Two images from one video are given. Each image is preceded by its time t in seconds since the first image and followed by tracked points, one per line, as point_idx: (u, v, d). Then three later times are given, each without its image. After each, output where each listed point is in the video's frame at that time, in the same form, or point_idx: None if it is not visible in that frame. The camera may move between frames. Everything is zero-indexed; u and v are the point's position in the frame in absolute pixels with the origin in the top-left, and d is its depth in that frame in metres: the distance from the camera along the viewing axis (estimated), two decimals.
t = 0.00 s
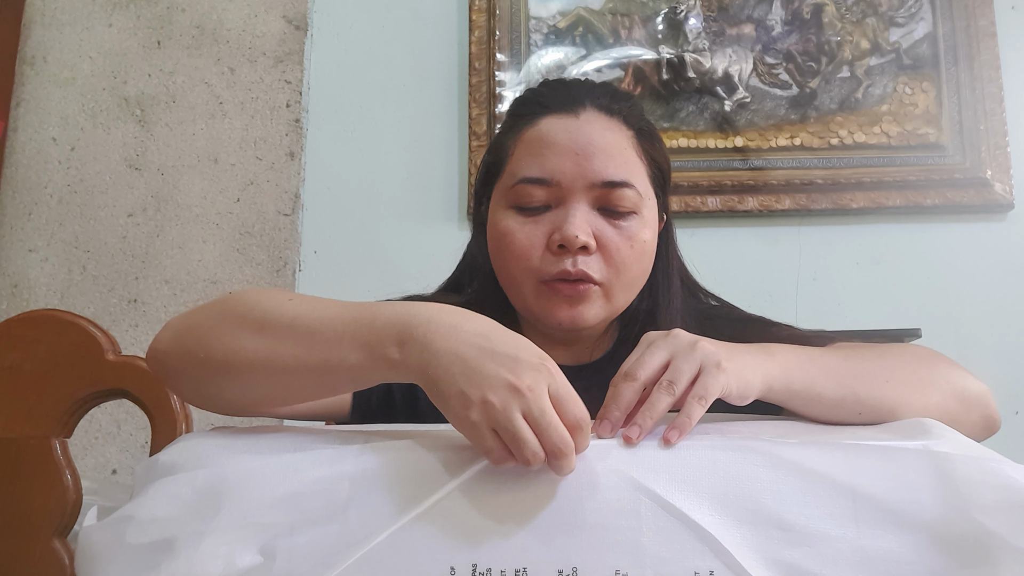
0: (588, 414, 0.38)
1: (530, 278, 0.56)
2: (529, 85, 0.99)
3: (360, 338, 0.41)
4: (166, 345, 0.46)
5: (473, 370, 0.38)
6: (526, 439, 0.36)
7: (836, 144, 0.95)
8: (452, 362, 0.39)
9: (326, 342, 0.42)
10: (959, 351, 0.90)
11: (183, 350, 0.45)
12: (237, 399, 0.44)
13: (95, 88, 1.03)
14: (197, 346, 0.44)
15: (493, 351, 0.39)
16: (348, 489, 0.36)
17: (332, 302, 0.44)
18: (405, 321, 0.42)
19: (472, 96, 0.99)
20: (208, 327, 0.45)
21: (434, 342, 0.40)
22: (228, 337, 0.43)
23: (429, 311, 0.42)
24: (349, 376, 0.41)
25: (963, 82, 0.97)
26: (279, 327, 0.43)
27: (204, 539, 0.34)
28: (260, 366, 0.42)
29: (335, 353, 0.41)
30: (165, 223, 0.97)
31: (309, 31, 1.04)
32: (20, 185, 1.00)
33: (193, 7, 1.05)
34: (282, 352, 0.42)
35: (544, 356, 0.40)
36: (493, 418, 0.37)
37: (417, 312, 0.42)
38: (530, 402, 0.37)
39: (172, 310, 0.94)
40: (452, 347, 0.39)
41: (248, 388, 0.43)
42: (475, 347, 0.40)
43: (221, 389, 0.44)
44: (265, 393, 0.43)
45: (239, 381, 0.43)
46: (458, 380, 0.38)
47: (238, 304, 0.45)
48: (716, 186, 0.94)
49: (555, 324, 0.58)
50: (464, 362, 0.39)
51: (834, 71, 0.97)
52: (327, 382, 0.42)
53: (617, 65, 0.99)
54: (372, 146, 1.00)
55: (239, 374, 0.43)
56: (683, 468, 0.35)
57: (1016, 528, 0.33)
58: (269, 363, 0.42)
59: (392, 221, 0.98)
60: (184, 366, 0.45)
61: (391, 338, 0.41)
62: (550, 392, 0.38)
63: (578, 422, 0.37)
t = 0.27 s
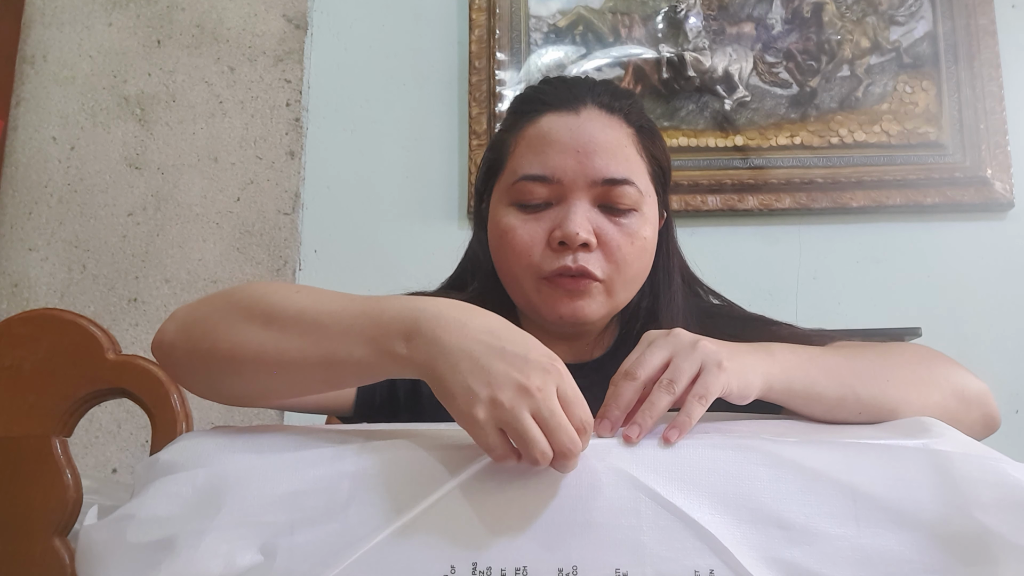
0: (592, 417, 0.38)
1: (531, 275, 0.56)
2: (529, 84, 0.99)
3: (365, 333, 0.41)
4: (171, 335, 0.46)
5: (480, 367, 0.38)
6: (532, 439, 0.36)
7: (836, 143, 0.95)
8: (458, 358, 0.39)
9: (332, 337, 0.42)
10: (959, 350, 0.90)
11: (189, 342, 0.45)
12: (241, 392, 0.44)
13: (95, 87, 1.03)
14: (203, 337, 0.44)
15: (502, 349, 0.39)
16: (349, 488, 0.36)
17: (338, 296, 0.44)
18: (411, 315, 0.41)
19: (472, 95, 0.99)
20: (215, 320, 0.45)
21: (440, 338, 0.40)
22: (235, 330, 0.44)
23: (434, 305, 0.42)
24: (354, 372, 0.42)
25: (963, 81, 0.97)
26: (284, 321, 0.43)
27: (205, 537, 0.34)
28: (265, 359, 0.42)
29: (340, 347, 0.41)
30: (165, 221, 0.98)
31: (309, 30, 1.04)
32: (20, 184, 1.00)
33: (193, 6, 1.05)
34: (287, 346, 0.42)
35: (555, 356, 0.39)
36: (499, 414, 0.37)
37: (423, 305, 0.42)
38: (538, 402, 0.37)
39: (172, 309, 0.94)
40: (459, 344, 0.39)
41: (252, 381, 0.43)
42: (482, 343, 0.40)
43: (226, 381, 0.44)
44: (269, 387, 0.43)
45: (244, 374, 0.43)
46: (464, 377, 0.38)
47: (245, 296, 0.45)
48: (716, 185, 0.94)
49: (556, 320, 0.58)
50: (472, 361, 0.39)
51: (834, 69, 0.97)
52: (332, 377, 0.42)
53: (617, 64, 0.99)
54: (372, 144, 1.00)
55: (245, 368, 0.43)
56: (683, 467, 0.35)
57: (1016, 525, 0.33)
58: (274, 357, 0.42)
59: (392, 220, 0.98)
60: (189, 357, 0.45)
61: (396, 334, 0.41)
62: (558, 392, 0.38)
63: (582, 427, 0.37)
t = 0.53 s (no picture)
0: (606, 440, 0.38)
1: (532, 275, 0.56)
2: (529, 84, 0.99)
3: (370, 344, 0.41)
4: (177, 334, 0.46)
5: (490, 395, 0.38)
6: (547, 469, 0.35)
7: (836, 143, 0.95)
8: (463, 376, 0.39)
9: (336, 350, 0.41)
10: (959, 350, 0.90)
11: (194, 340, 0.45)
12: (243, 395, 0.44)
13: (95, 87, 1.03)
14: (208, 338, 0.44)
15: (512, 372, 0.39)
16: (349, 487, 0.36)
17: (344, 307, 0.44)
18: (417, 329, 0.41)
19: (472, 94, 0.99)
20: (220, 322, 0.45)
21: (446, 353, 0.40)
22: (240, 333, 0.43)
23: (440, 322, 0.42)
24: (356, 383, 0.41)
25: (963, 80, 0.97)
26: (290, 328, 0.43)
27: (205, 537, 0.34)
28: (268, 366, 0.42)
29: (343, 357, 0.41)
30: (165, 221, 0.98)
31: (309, 29, 1.04)
32: (20, 183, 1.00)
33: (193, 5, 1.05)
34: (291, 354, 0.42)
35: (562, 382, 0.39)
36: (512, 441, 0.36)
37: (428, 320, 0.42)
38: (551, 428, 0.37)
39: (172, 308, 0.94)
40: (463, 361, 0.39)
41: (254, 385, 0.43)
42: (489, 361, 0.39)
43: (228, 383, 0.44)
44: (270, 392, 0.43)
45: (246, 378, 0.43)
46: (472, 400, 0.38)
47: (252, 299, 0.45)
48: (716, 185, 0.94)
49: (557, 321, 0.58)
50: (479, 381, 0.38)
51: (834, 69, 0.97)
52: (333, 387, 0.42)
53: (617, 64, 0.99)
54: (372, 144, 1.00)
55: (247, 372, 0.43)
56: (683, 466, 0.35)
57: (1016, 524, 0.33)
58: (276, 363, 0.42)
59: (392, 220, 0.98)
60: (194, 356, 0.45)
61: (400, 348, 0.41)
62: (571, 418, 0.37)
63: (595, 451, 0.36)
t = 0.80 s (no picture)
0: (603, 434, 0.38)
1: (534, 274, 0.56)
2: (529, 82, 0.99)
3: (367, 347, 0.41)
4: (174, 339, 0.46)
5: (487, 395, 0.37)
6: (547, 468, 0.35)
7: (836, 141, 0.95)
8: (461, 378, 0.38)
9: (335, 353, 0.41)
10: (959, 348, 0.90)
11: (193, 346, 0.45)
12: (241, 399, 0.44)
13: (95, 86, 1.03)
14: (207, 343, 0.44)
15: (507, 369, 0.38)
16: (349, 486, 0.36)
17: (342, 309, 0.44)
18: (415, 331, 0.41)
19: (472, 93, 0.99)
20: (219, 327, 0.44)
21: (445, 356, 0.39)
22: (239, 337, 0.43)
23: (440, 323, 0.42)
24: (354, 386, 0.41)
25: (963, 79, 0.97)
26: (288, 330, 0.43)
27: (205, 535, 0.34)
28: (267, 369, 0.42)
29: (341, 360, 0.41)
30: (165, 220, 0.98)
31: (309, 28, 1.04)
32: (20, 182, 1.00)
33: (193, 4, 1.05)
34: (289, 357, 0.42)
35: (557, 377, 0.39)
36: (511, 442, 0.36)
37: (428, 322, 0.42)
38: (549, 427, 0.37)
39: (172, 307, 0.94)
40: (463, 363, 0.39)
41: (252, 389, 0.43)
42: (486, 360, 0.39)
43: (227, 388, 0.44)
44: (270, 397, 0.43)
45: (245, 382, 0.43)
46: (470, 400, 0.38)
47: (251, 303, 0.45)
48: (716, 183, 0.94)
49: (559, 320, 0.58)
50: (476, 380, 0.38)
51: (834, 68, 0.97)
52: (331, 391, 0.42)
53: (617, 62, 0.99)
54: (372, 143, 1.00)
55: (245, 376, 0.43)
56: (683, 465, 0.35)
57: (1015, 523, 0.33)
58: (275, 367, 0.42)
59: (392, 219, 0.98)
60: (192, 361, 0.45)
61: (399, 353, 0.40)
62: (568, 415, 0.37)
63: (595, 447, 0.36)
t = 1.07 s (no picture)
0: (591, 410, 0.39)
1: (532, 275, 0.56)
2: (529, 82, 0.99)
3: (360, 341, 0.41)
4: (171, 343, 0.46)
5: (478, 369, 0.38)
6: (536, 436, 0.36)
7: (836, 141, 0.95)
8: (456, 372, 0.38)
9: (327, 344, 0.41)
10: (959, 348, 0.90)
11: (189, 349, 0.45)
12: (240, 398, 0.44)
13: (95, 85, 1.03)
14: (202, 345, 0.44)
15: (496, 348, 0.39)
16: (349, 485, 0.36)
17: (332, 302, 0.44)
18: (405, 323, 0.41)
19: (472, 93, 0.99)
20: (213, 328, 0.44)
21: (438, 351, 0.39)
22: (233, 337, 0.43)
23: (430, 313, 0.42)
24: (350, 380, 0.41)
25: (963, 79, 0.97)
26: (281, 327, 0.43)
27: (205, 535, 0.34)
28: (263, 366, 0.42)
29: (335, 354, 0.41)
30: (165, 220, 0.98)
31: (309, 28, 1.04)
32: (20, 182, 1.00)
33: (193, 4, 1.05)
34: (284, 353, 0.42)
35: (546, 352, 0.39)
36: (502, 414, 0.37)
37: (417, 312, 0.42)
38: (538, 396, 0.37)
39: (172, 307, 0.94)
40: (456, 358, 0.39)
41: (251, 388, 0.43)
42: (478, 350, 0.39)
43: (226, 388, 0.44)
44: (268, 395, 0.43)
45: (243, 380, 0.43)
46: (460, 376, 0.38)
47: (242, 303, 0.45)
48: (716, 183, 0.94)
49: (558, 321, 0.58)
50: (468, 357, 0.39)
51: (834, 67, 0.97)
52: (328, 384, 0.42)
53: (617, 62, 0.99)
54: (372, 143, 1.00)
55: (242, 374, 0.43)
56: (683, 465, 0.35)
57: (1015, 523, 0.33)
58: (271, 364, 0.42)
59: (392, 218, 0.98)
60: (189, 363, 0.45)
61: (392, 346, 0.40)
62: (558, 387, 0.38)
63: (585, 419, 0.38)
